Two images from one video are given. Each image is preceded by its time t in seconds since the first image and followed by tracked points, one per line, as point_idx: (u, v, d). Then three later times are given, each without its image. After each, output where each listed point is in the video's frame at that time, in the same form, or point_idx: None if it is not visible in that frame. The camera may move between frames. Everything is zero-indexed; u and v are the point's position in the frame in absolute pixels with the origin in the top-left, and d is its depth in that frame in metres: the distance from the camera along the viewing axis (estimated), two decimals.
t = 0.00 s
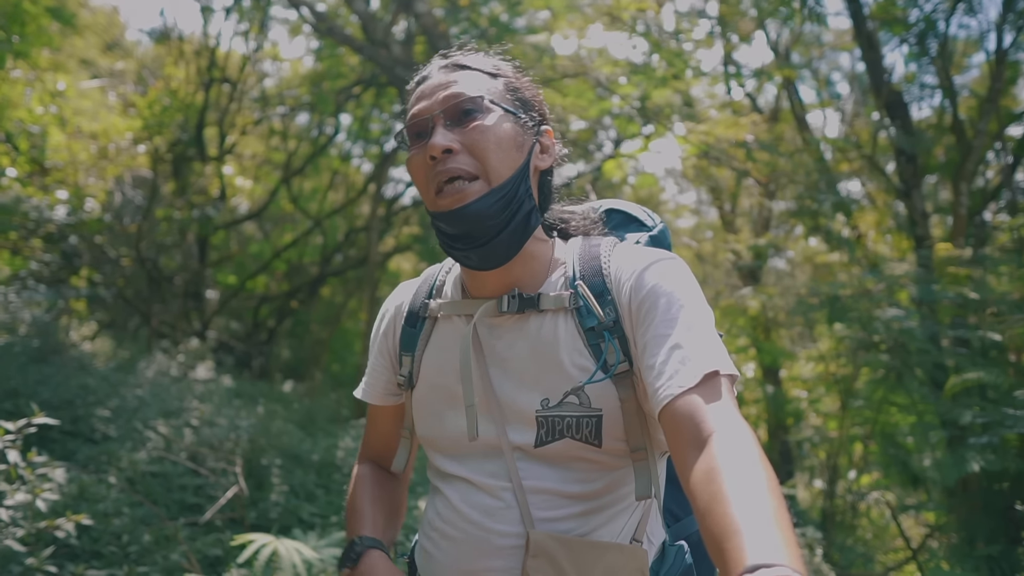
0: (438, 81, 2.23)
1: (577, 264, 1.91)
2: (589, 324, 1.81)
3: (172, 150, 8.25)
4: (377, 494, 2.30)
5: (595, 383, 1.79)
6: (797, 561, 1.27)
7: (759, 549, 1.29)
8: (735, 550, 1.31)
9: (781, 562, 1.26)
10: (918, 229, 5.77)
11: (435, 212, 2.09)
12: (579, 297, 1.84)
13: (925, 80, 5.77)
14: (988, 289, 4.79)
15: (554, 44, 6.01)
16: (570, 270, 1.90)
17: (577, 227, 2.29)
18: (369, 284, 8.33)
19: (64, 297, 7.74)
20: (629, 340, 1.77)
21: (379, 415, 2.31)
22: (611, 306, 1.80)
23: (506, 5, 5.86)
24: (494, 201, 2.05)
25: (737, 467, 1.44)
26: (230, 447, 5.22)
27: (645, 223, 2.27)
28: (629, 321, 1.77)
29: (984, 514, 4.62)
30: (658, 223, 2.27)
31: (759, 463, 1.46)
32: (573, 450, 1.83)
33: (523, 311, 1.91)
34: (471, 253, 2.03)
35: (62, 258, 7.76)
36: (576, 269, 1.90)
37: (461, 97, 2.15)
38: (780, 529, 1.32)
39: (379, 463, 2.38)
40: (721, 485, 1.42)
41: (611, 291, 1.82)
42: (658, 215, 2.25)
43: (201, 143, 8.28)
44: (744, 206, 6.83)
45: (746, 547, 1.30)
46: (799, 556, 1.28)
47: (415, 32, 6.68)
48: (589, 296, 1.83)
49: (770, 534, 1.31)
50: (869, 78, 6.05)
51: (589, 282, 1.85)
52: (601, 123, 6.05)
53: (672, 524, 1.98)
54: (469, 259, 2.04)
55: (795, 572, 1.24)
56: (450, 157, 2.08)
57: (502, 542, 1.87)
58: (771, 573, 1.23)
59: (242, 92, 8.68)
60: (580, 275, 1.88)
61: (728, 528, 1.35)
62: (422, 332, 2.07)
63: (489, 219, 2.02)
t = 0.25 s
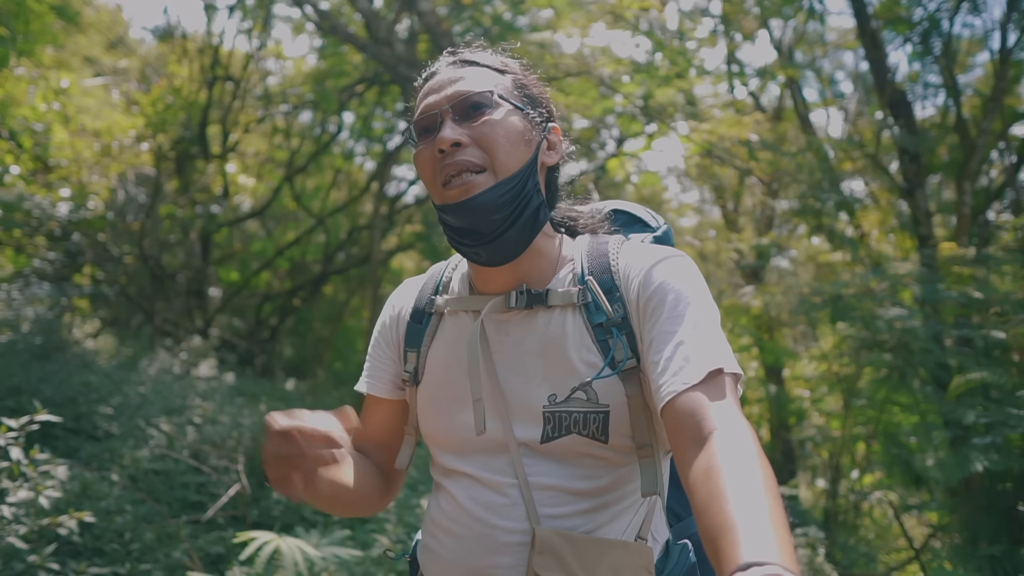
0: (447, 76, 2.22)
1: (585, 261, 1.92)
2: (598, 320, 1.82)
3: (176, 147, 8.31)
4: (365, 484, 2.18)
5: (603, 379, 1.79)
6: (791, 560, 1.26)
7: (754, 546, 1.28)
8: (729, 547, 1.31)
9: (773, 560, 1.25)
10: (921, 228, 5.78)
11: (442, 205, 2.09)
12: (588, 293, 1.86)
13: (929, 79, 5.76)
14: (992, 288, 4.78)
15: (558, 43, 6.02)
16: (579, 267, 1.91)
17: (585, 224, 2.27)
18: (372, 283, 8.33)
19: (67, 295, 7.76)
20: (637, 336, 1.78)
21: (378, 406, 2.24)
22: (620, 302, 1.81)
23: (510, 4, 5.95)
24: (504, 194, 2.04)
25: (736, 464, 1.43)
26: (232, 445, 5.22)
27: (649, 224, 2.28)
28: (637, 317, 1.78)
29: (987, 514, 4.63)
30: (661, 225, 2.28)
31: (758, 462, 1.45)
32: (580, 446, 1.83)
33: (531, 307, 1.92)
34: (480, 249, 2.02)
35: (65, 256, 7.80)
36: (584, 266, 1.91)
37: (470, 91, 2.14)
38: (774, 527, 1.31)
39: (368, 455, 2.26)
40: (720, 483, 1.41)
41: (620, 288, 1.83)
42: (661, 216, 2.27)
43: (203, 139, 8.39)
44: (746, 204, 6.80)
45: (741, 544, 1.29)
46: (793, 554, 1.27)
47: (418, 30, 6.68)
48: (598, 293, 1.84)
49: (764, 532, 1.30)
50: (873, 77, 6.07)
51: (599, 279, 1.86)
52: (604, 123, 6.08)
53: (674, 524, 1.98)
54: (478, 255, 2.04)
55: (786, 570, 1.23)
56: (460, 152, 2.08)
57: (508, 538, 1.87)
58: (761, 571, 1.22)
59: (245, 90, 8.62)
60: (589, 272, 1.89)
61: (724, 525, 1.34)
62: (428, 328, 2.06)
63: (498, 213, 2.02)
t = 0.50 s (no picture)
0: (445, 82, 2.22)
1: (588, 262, 1.92)
2: (601, 321, 1.82)
3: (177, 146, 8.32)
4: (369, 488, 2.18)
5: (606, 379, 1.79)
6: (789, 560, 1.26)
7: (753, 546, 1.28)
8: (728, 547, 1.31)
9: (771, 559, 1.25)
10: (923, 228, 5.80)
11: (444, 212, 2.09)
12: (591, 295, 1.86)
13: (931, 79, 5.77)
14: (993, 289, 4.78)
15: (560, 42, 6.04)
16: (581, 268, 1.91)
17: (586, 225, 2.28)
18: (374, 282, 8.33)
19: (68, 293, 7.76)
20: (640, 338, 1.78)
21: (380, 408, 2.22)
22: (623, 303, 1.82)
23: (511, 3, 5.87)
24: (506, 200, 2.05)
25: (735, 464, 1.44)
26: (233, 444, 5.19)
27: (650, 227, 2.29)
28: (640, 319, 1.78)
29: (987, 514, 4.60)
30: (662, 227, 2.29)
31: (758, 462, 1.45)
32: (584, 446, 1.83)
33: (534, 308, 1.92)
34: (484, 255, 2.04)
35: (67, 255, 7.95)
36: (587, 267, 1.91)
37: (469, 98, 2.14)
38: (773, 526, 1.32)
39: (372, 456, 2.24)
40: (719, 483, 1.42)
41: (622, 289, 1.83)
42: (663, 219, 2.28)
43: (206, 140, 8.30)
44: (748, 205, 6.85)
45: (739, 544, 1.30)
46: (791, 554, 1.27)
47: (420, 29, 6.68)
48: (601, 294, 1.84)
49: (763, 531, 1.30)
50: (875, 77, 6.08)
51: (601, 280, 1.87)
52: (606, 123, 6.08)
53: (677, 523, 1.98)
54: (481, 261, 2.05)
55: (784, 569, 1.23)
56: (461, 159, 2.07)
57: (513, 537, 1.87)
58: (760, 571, 1.23)
59: (247, 89, 8.59)
60: (592, 273, 1.89)
61: (724, 525, 1.35)
62: (430, 329, 2.06)
63: (500, 219, 2.02)
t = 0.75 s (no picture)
0: (453, 78, 2.21)
1: (587, 263, 1.92)
2: (600, 323, 1.83)
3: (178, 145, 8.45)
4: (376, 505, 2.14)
5: (606, 381, 1.79)
6: (790, 562, 1.27)
7: (753, 548, 1.28)
8: (729, 549, 1.31)
9: (771, 560, 1.26)
10: (923, 229, 5.80)
11: (448, 208, 2.09)
12: (590, 296, 1.86)
13: (932, 80, 5.77)
14: (994, 290, 4.78)
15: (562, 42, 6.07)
16: (581, 269, 1.91)
17: (585, 225, 2.28)
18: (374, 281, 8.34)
19: (69, 292, 7.77)
20: (639, 339, 1.78)
21: (384, 409, 2.22)
22: (623, 305, 1.82)
23: (512, 2, 5.96)
24: (511, 199, 2.05)
25: (736, 467, 1.44)
26: (233, 443, 5.20)
27: (651, 225, 2.28)
28: (639, 320, 1.78)
29: (987, 515, 4.59)
30: (662, 225, 2.28)
31: (759, 463, 1.45)
32: (583, 447, 1.83)
33: (534, 309, 1.92)
34: (485, 254, 2.04)
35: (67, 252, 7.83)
36: (586, 268, 1.91)
37: (478, 95, 2.14)
38: (773, 528, 1.32)
39: (377, 476, 2.20)
40: (719, 485, 1.42)
41: (622, 291, 1.83)
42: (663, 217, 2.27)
43: (206, 137, 8.41)
44: (748, 205, 6.81)
45: (739, 546, 1.30)
46: (792, 556, 1.28)
47: (421, 28, 6.69)
48: (600, 295, 1.84)
49: (762, 533, 1.31)
50: (876, 77, 6.09)
51: (600, 281, 1.87)
52: (606, 122, 6.02)
53: (676, 523, 1.98)
54: (482, 259, 2.05)
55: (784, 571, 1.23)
56: (469, 155, 2.07)
57: (512, 537, 1.87)
58: (760, 572, 1.23)
59: (248, 88, 8.63)
60: (591, 274, 1.89)
61: (723, 527, 1.35)
62: (430, 330, 2.06)
63: (505, 217, 2.03)
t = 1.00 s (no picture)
0: (469, 73, 2.21)
1: (586, 265, 1.93)
2: (599, 326, 1.83)
3: (178, 145, 8.44)
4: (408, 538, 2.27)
5: (604, 385, 1.80)
6: (794, 565, 1.27)
7: (758, 551, 1.29)
8: (734, 553, 1.32)
9: (776, 564, 1.26)
10: (922, 230, 5.80)
11: (455, 203, 2.08)
12: (589, 299, 1.87)
13: (930, 82, 5.78)
14: (992, 291, 4.78)
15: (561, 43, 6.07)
16: (580, 271, 1.92)
17: (584, 226, 2.29)
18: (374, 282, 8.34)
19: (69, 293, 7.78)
20: (638, 343, 1.79)
21: (386, 412, 2.23)
22: (622, 308, 1.83)
23: (512, 4, 5.88)
24: (519, 200, 2.05)
25: (739, 471, 1.44)
26: (232, 445, 5.25)
27: (649, 226, 2.30)
28: (639, 324, 1.79)
29: (986, 516, 4.62)
30: (661, 226, 2.29)
31: (762, 467, 1.46)
32: (582, 452, 1.84)
33: (532, 312, 1.92)
34: (487, 253, 2.05)
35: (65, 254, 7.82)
36: (586, 271, 1.92)
37: (495, 94, 2.13)
38: (777, 532, 1.33)
39: (401, 500, 2.30)
40: (722, 490, 1.42)
41: (622, 294, 1.84)
42: (661, 218, 2.28)
43: (205, 139, 8.40)
44: (747, 206, 6.74)
45: (745, 550, 1.30)
46: (796, 560, 1.28)
47: (420, 30, 6.70)
48: (599, 298, 1.85)
49: (768, 537, 1.31)
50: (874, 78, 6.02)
51: (600, 284, 1.87)
52: (606, 123, 6.10)
53: (674, 526, 1.99)
54: (484, 259, 2.06)
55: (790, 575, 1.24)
56: (482, 153, 2.06)
57: (508, 543, 1.87)
58: None
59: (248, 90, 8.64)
60: (590, 277, 1.89)
61: (728, 531, 1.35)
62: (428, 332, 2.07)
63: (510, 218, 2.04)
